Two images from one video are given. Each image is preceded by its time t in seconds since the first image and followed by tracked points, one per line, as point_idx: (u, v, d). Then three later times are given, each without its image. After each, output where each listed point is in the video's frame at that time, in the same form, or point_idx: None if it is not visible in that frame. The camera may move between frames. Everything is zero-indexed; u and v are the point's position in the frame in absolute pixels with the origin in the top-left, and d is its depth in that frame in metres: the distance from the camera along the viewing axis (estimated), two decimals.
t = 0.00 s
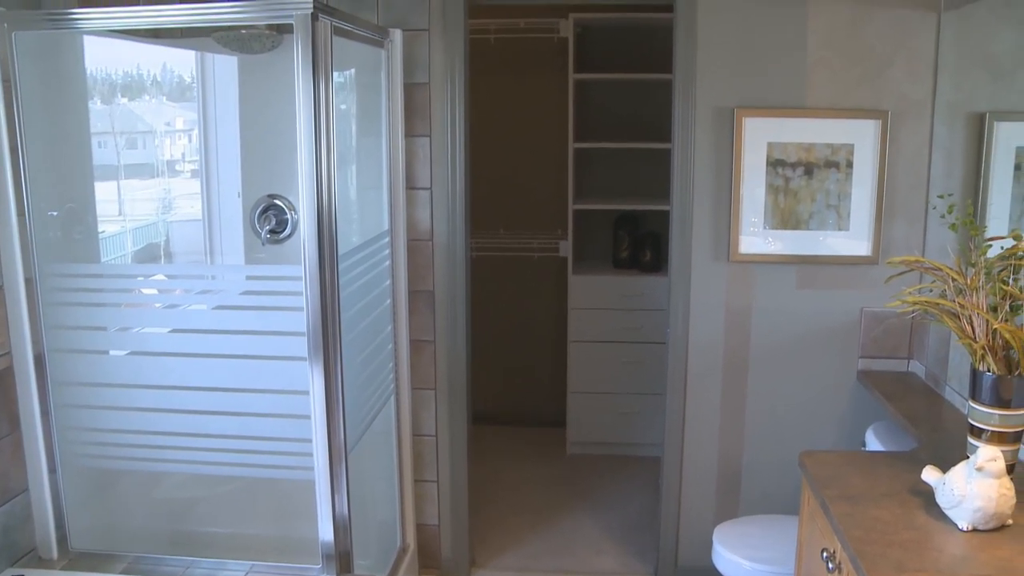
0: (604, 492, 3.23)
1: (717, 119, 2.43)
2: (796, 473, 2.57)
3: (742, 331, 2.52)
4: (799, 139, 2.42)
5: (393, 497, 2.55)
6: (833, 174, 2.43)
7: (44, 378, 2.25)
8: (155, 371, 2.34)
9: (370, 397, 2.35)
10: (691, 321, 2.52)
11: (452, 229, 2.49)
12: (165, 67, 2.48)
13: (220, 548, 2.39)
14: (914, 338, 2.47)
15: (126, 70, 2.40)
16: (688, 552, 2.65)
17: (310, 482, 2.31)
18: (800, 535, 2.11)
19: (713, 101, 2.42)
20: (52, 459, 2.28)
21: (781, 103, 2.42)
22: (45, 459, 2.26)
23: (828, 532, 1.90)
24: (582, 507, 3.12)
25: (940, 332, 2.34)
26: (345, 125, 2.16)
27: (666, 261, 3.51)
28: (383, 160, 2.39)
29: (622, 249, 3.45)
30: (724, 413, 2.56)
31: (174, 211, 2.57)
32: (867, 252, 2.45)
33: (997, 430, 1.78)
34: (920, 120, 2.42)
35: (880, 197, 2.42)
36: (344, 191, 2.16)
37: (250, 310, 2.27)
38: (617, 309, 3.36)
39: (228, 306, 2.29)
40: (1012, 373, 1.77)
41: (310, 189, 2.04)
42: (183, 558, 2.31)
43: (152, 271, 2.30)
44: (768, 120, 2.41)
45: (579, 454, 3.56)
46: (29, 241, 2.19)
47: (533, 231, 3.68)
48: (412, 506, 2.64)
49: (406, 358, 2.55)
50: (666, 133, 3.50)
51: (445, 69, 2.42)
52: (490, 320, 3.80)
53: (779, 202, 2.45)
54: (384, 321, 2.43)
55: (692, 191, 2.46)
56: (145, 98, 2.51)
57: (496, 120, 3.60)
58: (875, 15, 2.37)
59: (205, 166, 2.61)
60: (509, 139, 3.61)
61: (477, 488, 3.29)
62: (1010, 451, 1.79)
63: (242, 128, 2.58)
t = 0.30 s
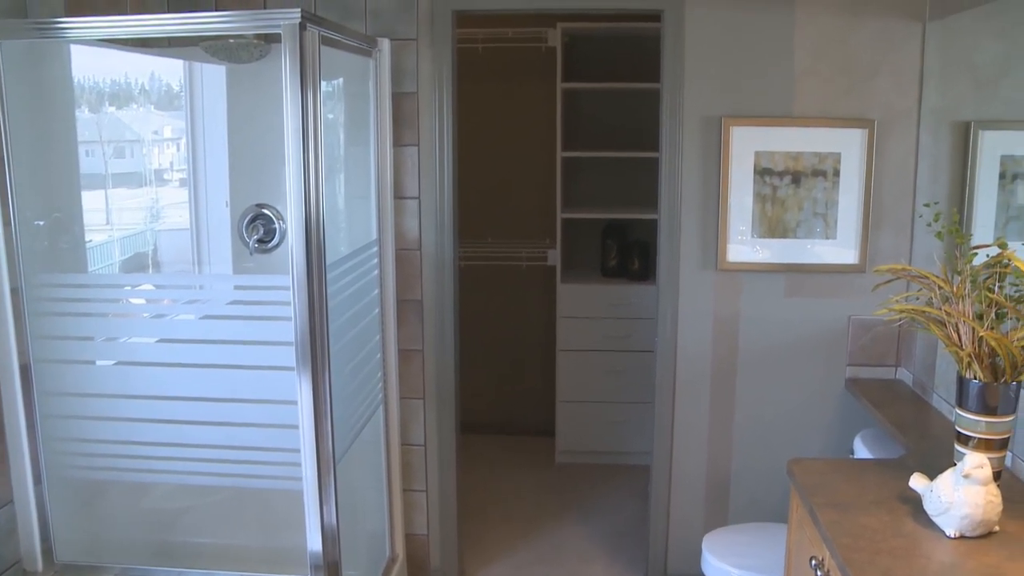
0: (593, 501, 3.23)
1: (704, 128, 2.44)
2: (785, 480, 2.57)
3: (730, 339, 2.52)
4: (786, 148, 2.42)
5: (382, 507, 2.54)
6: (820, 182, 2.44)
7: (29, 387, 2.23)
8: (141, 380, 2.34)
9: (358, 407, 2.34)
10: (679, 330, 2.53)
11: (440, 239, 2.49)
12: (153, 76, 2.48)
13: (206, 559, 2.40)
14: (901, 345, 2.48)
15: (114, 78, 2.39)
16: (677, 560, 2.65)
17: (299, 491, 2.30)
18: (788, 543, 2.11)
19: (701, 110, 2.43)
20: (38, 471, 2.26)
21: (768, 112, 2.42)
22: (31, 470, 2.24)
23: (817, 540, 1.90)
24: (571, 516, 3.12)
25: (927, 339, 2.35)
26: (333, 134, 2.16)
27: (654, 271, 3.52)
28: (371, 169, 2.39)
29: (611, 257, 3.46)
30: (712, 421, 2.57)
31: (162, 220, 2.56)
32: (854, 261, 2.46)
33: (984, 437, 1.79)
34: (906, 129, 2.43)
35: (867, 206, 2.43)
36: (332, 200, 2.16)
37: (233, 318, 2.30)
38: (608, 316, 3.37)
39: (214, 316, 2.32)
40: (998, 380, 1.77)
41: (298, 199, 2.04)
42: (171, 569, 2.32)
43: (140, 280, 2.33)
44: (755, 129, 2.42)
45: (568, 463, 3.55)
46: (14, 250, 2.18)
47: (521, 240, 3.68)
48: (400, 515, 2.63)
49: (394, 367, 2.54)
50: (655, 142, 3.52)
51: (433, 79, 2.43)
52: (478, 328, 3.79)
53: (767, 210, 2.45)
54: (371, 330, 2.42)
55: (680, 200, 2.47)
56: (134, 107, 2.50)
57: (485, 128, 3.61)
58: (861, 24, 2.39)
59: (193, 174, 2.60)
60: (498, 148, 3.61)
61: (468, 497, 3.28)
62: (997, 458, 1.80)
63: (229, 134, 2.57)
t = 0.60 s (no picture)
0: (582, 509, 3.23)
1: (693, 136, 2.44)
2: (774, 488, 2.58)
3: (719, 347, 2.53)
4: (774, 157, 2.43)
5: (370, 517, 2.54)
6: (807, 191, 2.45)
7: (15, 400, 2.19)
8: (128, 390, 2.33)
9: (347, 416, 2.34)
10: (668, 338, 2.53)
11: (429, 247, 2.49)
12: (142, 84, 2.44)
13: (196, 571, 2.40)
14: (889, 353, 2.49)
15: (102, 87, 2.37)
16: (666, 567, 2.65)
17: (287, 501, 2.29)
18: (777, 550, 2.11)
19: (688, 119, 2.44)
20: (24, 483, 2.23)
21: (756, 120, 2.43)
22: (17, 482, 2.22)
23: (806, 547, 1.90)
24: (560, 524, 3.12)
25: (915, 347, 2.36)
26: (322, 143, 2.16)
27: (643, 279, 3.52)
28: (359, 178, 2.39)
29: (599, 265, 3.46)
30: (701, 429, 2.57)
31: (150, 228, 2.56)
32: (842, 269, 2.47)
33: (971, 443, 1.79)
34: (892, 138, 2.45)
35: (854, 214, 2.45)
36: (320, 209, 2.15)
37: (218, 327, 2.35)
38: (597, 323, 3.37)
39: (203, 325, 2.36)
40: (985, 388, 1.78)
41: (286, 208, 2.04)
42: None
43: (127, 290, 2.36)
44: (742, 138, 2.42)
45: (556, 473, 3.56)
46: None
47: (508, 249, 3.69)
48: (389, 525, 2.63)
49: (383, 376, 2.54)
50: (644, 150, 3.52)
51: (422, 89, 2.43)
52: (466, 336, 3.79)
53: (754, 219, 2.46)
54: (360, 339, 2.42)
55: (668, 208, 2.47)
56: (122, 114, 2.48)
57: (475, 136, 3.61)
58: (848, 33, 2.40)
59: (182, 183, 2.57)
60: (487, 155, 3.62)
61: (457, 507, 3.27)
62: (984, 465, 1.80)
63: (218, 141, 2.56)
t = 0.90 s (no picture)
0: (570, 517, 3.23)
1: (680, 145, 2.45)
2: (762, 495, 2.58)
3: (707, 355, 2.53)
4: (761, 165, 2.44)
5: (359, 527, 2.53)
6: (795, 199, 2.46)
7: None
8: (116, 399, 2.31)
9: (335, 425, 2.34)
10: (656, 346, 2.54)
11: (417, 255, 2.49)
12: (129, 92, 2.43)
13: None
14: (876, 360, 2.51)
15: (89, 95, 2.35)
16: None
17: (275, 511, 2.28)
18: (766, 558, 2.11)
19: (676, 127, 2.45)
20: (9, 493, 2.26)
21: (743, 129, 2.44)
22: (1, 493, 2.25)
23: (794, 555, 1.90)
24: (549, 533, 3.12)
25: (902, 354, 2.37)
26: (309, 152, 2.16)
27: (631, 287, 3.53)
28: (347, 187, 2.39)
29: (588, 274, 3.48)
30: (690, 437, 2.57)
31: (137, 236, 2.55)
32: (829, 276, 2.48)
33: (958, 450, 1.80)
34: (879, 146, 2.46)
35: (841, 222, 2.46)
36: (308, 219, 2.15)
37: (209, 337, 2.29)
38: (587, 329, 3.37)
39: (191, 334, 2.29)
40: (971, 395, 1.78)
41: (273, 217, 2.03)
42: None
43: (115, 299, 2.31)
44: (730, 146, 2.43)
45: (545, 480, 3.55)
46: None
47: (497, 257, 3.69)
48: (378, 534, 2.62)
49: (371, 385, 2.53)
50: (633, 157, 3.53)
51: (410, 98, 2.43)
52: (455, 344, 3.78)
53: (742, 227, 2.47)
54: (348, 348, 2.41)
55: (656, 216, 2.48)
56: (109, 123, 2.47)
57: (464, 144, 3.61)
58: (834, 42, 2.42)
59: (169, 191, 2.57)
60: (476, 163, 3.62)
61: (447, 516, 3.26)
62: (971, 471, 1.80)
63: (206, 150, 2.56)
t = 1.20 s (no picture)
0: (557, 525, 3.23)
1: (666, 153, 2.46)
2: (750, 502, 2.59)
3: (693, 362, 2.54)
4: (747, 173, 2.45)
5: (345, 536, 2.52)
6: (781, 207, 2.47)
7: None
8: (102, 408, 2.29)
9: (322, 433, 2.33)
10: (642, 353, 2.54)
11: (404, 264, 2.49)
12: (116, 100, 2.43)
13: None
14: (862, 367, 2.52)
15: (74, 102, 2.34)
16: None
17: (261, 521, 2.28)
18: (755, 564, 2.11)
19: (662, 135, 2.45)
20: None
21: (729, 137, 2.45)
22: None
23: (782, 562, 1.90)
24: (537, 541, 3.11)
25: (888, 361, 2.38)
26: (295, 159, 2.16)
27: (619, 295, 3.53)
28: (333, 195, 2.38)
29: (575, 281, 3.47)
30: (677, 443, 2.58)
31: (123, 245, 2.55)
32: (815, 283, 2.49)
33: (943, 456, 1.81)
34: (864, 154, 2.48)
35: (827, 229, 2.47)
36: (294, 226, 2.14)
37: (195, 346, 2.28)
38: (575, 336, 3.38)
39: (176, 343, 2.29)
40: (956, 401, 1.79)
41: (260, 224, 2.03)
42: None
43: (101, 307, 2.29)
44: (716, 154, 2.44)
45: (532, 488, 3.55)
46: None
47: (484, 265, 3.69)
48: (365, 543, 2.61)
49: (358, 393, 2.53)
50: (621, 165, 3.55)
51: (396, 105, 2.43)
52: (444, 351, 3.78)
53: (728, 234, 2.47)
54: (334, 356, 2.41)
55: (643, 223, 2.48)
56: (95, 130, 2.47)
57: (452, 150, 3.61)
58: (819, 50, 2.43)
59: (156, 199, 2.58)
60: (464, 169, 3.62)
61: (435, 525, 3.25)
62: (956, 477, 1.82)
63: (193, 157, 2.55)
